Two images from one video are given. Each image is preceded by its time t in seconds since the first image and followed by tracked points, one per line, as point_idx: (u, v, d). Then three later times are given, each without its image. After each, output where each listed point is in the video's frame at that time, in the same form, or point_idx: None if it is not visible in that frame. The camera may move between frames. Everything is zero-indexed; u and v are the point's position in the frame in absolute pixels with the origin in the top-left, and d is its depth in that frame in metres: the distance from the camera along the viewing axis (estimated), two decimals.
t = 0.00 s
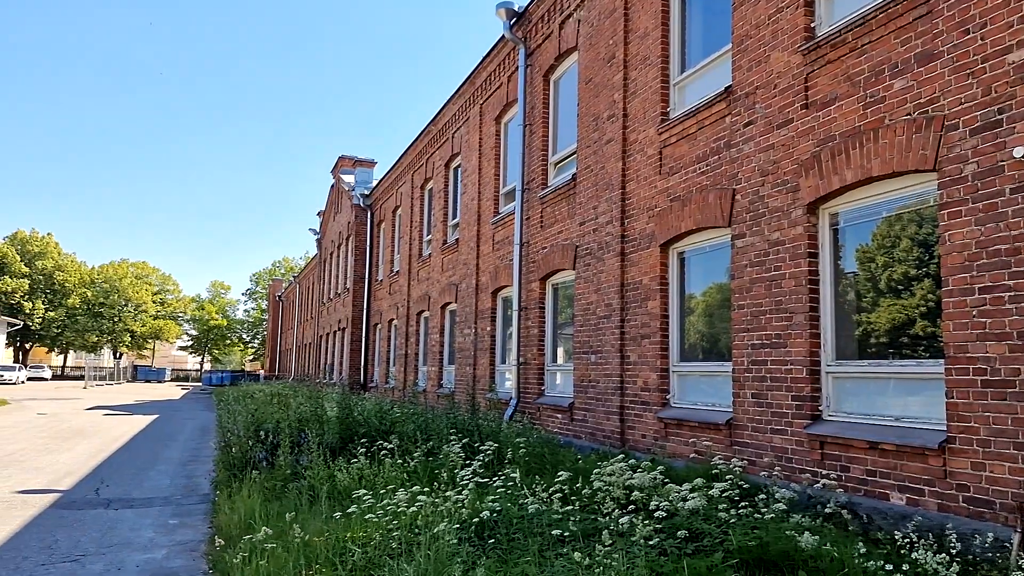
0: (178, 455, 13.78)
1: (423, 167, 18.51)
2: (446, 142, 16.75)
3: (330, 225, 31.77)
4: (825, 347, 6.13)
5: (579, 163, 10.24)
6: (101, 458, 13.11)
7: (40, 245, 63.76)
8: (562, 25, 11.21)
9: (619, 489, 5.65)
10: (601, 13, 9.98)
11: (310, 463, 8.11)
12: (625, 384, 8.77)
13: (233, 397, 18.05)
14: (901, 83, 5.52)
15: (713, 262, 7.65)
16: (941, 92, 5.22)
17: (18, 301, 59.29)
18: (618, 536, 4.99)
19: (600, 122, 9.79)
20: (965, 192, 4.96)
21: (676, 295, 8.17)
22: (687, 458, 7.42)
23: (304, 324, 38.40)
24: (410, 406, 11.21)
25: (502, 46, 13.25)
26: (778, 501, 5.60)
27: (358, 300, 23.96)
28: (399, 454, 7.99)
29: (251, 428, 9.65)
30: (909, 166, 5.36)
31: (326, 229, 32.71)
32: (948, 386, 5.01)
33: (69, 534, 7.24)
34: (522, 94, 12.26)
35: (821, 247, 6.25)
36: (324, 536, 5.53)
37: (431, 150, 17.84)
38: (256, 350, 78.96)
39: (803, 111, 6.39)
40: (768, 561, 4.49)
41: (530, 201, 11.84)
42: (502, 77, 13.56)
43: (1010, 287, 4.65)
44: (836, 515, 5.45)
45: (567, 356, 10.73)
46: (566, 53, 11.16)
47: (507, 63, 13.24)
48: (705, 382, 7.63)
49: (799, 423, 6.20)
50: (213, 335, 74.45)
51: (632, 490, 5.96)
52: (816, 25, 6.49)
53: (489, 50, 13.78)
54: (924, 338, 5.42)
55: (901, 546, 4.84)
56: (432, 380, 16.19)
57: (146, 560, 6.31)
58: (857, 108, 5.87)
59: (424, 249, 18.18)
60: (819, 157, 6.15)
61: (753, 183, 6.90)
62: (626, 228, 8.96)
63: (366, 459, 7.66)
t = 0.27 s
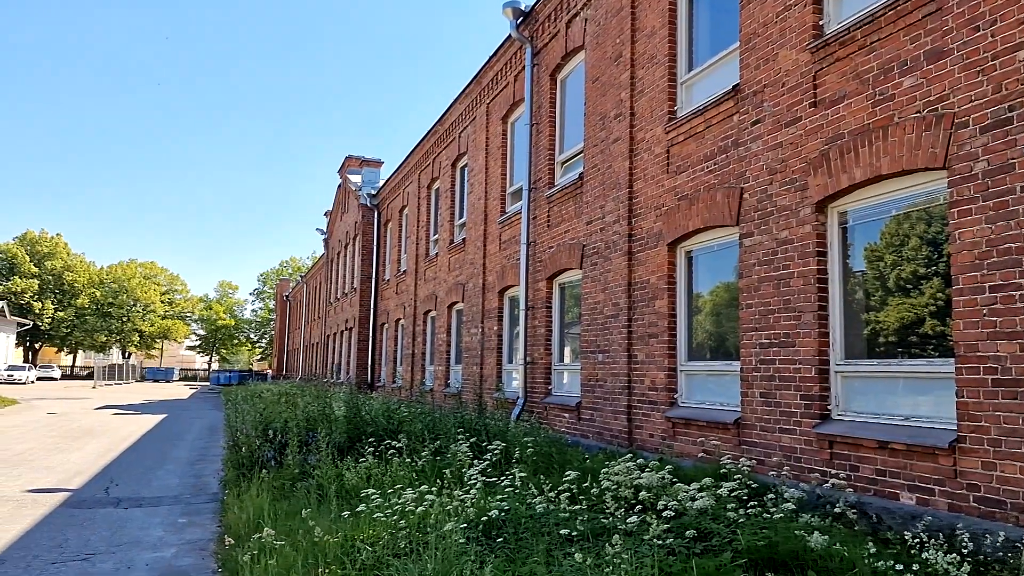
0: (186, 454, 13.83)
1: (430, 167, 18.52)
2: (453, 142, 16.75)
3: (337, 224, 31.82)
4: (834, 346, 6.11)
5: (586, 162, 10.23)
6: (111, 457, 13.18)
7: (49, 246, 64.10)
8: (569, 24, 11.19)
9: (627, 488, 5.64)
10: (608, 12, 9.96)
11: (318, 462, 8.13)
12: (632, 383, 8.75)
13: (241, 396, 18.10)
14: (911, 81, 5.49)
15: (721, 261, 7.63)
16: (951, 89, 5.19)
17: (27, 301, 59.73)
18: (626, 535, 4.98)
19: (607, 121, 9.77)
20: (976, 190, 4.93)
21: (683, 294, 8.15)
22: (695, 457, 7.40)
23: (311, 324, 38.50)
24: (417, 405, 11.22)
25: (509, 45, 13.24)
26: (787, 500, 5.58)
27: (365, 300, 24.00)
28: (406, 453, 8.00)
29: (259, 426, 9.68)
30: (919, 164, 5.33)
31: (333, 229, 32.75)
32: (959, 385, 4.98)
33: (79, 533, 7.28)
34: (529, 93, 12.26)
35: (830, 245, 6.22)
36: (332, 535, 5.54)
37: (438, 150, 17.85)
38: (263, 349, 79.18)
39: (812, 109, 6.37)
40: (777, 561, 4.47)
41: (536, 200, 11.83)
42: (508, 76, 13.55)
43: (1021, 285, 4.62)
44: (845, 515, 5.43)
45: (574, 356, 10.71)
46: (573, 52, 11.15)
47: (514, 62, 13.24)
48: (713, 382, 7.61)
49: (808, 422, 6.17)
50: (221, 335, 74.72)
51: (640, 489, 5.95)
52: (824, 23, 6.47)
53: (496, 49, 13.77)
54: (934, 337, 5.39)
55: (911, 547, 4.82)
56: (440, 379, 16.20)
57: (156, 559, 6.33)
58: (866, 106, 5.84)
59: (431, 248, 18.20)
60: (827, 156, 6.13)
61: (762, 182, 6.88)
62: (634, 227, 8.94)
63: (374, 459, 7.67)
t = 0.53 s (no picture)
0: (195, 454, 13.89)
1: (437, 167, 18.54)
2: (460, 142, 16.76)
3: (344, 225, 31.89)
4: (843, 346, 6.08)
5: (594, 161, 10.22)
6: (121, 456, 13.26)
7: (59, 246, 64.49)
8: (576, 24, 11.18)
9: (635, 489, 5.63)
10: (615, 11, 9.95)
11: (326, 462, 8.15)
12: (640, 383, 8.74)
13: (250, 396, 18.16)
14: (920, 79, 5.46)
15: (729, 260, 7.61)
16: (961, 87, 5.16)
17: (37, 301, 60.15)
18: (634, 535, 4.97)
19: (614, 121, 9.75)
20: (986, 188, 4.90)
21: (691, 293, 8.13)
22: (703, 457, 7.38)
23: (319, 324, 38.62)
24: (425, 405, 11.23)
25: (516, 45, 13.23)
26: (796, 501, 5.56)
27: (373, 300, 24.04)
28: (414, 453, 8.01)
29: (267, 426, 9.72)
30: (928, 162, 5.30)
31: (340, 229, 32.83)
32: (969, 385, 4.95)
33: (89, 532, 7.32)
34: (536, 93, 12.25)
35: (839, 245, 6.20)
36: (340, 534, 5.56)
37: (445, 150, 17.86)
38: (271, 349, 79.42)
39: (820, 107, 6.34)
40: (786, 562, 4.45)
41: (544, 199, 11.82)
42: (515, 76, 13.55)
43: None
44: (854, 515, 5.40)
45: (581, 356, 10.70)
46: (580, 52, 11.14)
47: (521, 62, 13.23)
48: (721, 382, 7.59)
49: (817, 422, 6.15)
50: (229, 335, 75.03)
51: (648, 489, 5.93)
52: (833, 21, 6.44)
53: (503, 49, 13.76)
54: (944, 337, 5.37)
55: (921, 547, 4.79)
56: (447, 379, 16.21)
57: (165, 558, 6.36)
58: (875, 104, 5.81)
59: (438, 248, 18.21)
60: (836, 155, 6.10)
61: (770, 181, 6.85)
62: (641, 226, 8.93)
63: (382, 458, 7.69)
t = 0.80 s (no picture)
0: (203, 453, 13.94)
1: (444, 166, 18.55)
2: (467, 141, 16.76)
3: (351, 224, 31.95)
4: (852, 345, 6.06)
5: (600, 161, 10.21)
6: (130, 455, 13.31)
7: (68, 246, 64.79)
8: (583, 23, 11.17)
9: (642, 488, 5.62)
10: (622, 10, 9.93)
11: (334, 461, 8.17)
12: (647, 382, 8.73)
13: (257, 395, 18.21)
14: (929, 77, 5.44)
15: (736, 260, 7.60)
16: (971, 85, 5.13)
17: (46, 301, 60.47)
18: (642, 535, 4.96)
19: (621, 120, 9.74)
20: (996, 187, 4.87)
21: (698, 293, 8.11)
22: (711, 457, 7.37)
23: (326, 323, 38.70)
24: (432, 404, 11.24)
25: (522, 44, 13.22)
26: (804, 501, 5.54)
27: (380, 299, 24.08)
28: (422, 452, 8.02)
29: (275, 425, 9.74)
30: (938, 161, 5.27)
31: (347, 229, 32.89)
32: (979, 384, 4.92)
33: (99, 531, 7.35)
34: (543, 92, 12.24)
35: (847, 244, 6.17)
36: (348, 533, 5.57)
37: (452, 149, 17.86)
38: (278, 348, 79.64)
39: (829, 106, 6.32)
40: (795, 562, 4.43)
41: (550, 199, 11.82)
42: (522, 75, 13.54)
43: None
44: (864, 515, 5.38)
45: (588, 355, 10.69)
46: (586, 51, 11.12)
47: (527, 61, 13.22)
48: (729, 381, 7.57)
49: (825, 422, 6.13)
50: (237, 334, 75.30)
51: (656, 489, 5.92)
52: (841, 19, 6.42)
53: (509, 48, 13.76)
54: (953, 336, 5.34)
55: (931, 547, 4.77)
56: (454, 378, 16.23)
57: (174, 557, 6.39)
58: (883, 103, 5.79)
59: (445, 247, 18.22)
60: (845, 153, 6.08)
61: (778, 179, 6.83)
62: (648, 225, 8.91)
63: (389, 458, 7.70)
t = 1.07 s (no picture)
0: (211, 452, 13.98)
1: (450, 166, 18.55)
2: (473, 141, 16.76)
3: (358, 224, 31.99)
4: (860, 344, 6.04)
5: (607, 160, 10.20)
6: (138, 455, 13.37)
7: (76, 246, 65.11)
8: (589, 22, 11.15)
9: (650, 488, 5.61)
10: (629, 9, 9.92)
11: (341, 460, 8.19)
12: (654, 382, 8.71)
13: (265, 394, 18.25)
14: (938, 75, 5.41)
15: (743, 259, 7.57)
16: (980, 83, 5.10)
17: (55, 301, 60.79)
18: (649, 535, 4.95)
19: (628, 119, 9.72)
20: (1006, 185, 4.85)
21: (706, 292, 8.09)
22: (718, 457, 7.35)
23: (333, 323, 38.76)
24: (439, 403, 11.25)
25: (529, 44, 13.21)
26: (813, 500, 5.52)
27: (386, 299, 24.11)
28: (429, 451, 8.03)
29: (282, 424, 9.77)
30: (946, 159, 5.24)
31: (354, 229, 32.93)
32: (989, 384, 4.89)
33: (108, 530, 7.38)
34: (549, 91, 12.23)
35: (855, 242, 6.15)
36: (355, 533, 5.58)
37: (458, 149, 17.86)
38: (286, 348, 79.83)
39: (837, 104, 6.29)
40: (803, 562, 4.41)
41: (557, 198, 11.80)
42: (528, 74, 13.53)
43: None
44: (872, 515, 5.36)
45: (595, 355, 10.68)
46: (593, 50, 11.11)
47: (534, 60, 13.21)
48: (736, 381, 7.55)
49: (834, 422, 6.10)
50: (244, 334, 75.53)
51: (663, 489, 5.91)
52: (849, 17, 6.39)
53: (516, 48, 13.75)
54: (963, 335, 5.32)
55: (940, 547, 4.75)
56: (460, 378, 16.24)
57: (183, 556, 6.41)
58: (892, 101, 5.76)
59: (451, 247, 18.23)
60: (853, 152, 6.05)
61: (785, 178, 6.81)
62: (655, 225, 8.90)
63: (396, 457, 7.71)
